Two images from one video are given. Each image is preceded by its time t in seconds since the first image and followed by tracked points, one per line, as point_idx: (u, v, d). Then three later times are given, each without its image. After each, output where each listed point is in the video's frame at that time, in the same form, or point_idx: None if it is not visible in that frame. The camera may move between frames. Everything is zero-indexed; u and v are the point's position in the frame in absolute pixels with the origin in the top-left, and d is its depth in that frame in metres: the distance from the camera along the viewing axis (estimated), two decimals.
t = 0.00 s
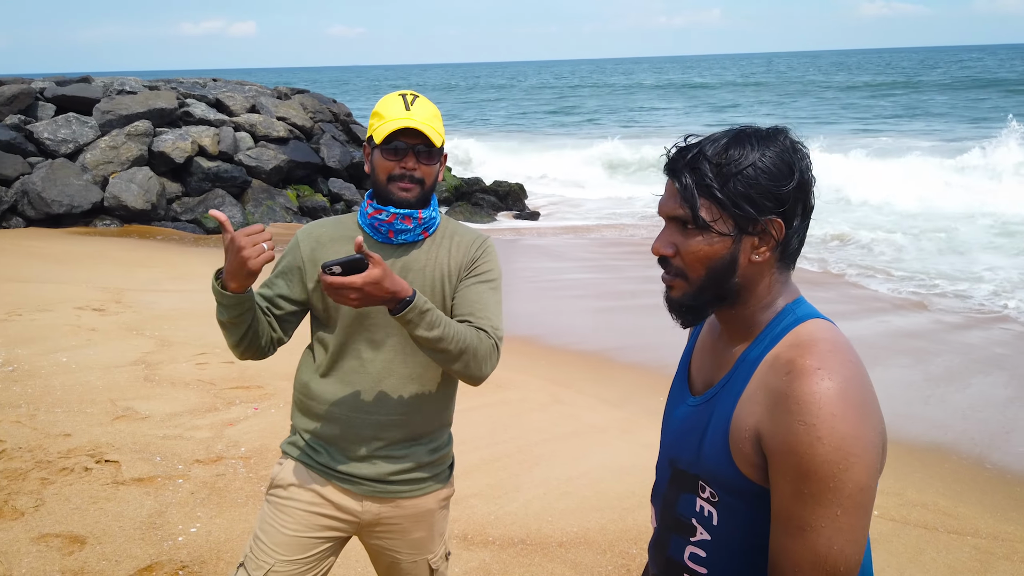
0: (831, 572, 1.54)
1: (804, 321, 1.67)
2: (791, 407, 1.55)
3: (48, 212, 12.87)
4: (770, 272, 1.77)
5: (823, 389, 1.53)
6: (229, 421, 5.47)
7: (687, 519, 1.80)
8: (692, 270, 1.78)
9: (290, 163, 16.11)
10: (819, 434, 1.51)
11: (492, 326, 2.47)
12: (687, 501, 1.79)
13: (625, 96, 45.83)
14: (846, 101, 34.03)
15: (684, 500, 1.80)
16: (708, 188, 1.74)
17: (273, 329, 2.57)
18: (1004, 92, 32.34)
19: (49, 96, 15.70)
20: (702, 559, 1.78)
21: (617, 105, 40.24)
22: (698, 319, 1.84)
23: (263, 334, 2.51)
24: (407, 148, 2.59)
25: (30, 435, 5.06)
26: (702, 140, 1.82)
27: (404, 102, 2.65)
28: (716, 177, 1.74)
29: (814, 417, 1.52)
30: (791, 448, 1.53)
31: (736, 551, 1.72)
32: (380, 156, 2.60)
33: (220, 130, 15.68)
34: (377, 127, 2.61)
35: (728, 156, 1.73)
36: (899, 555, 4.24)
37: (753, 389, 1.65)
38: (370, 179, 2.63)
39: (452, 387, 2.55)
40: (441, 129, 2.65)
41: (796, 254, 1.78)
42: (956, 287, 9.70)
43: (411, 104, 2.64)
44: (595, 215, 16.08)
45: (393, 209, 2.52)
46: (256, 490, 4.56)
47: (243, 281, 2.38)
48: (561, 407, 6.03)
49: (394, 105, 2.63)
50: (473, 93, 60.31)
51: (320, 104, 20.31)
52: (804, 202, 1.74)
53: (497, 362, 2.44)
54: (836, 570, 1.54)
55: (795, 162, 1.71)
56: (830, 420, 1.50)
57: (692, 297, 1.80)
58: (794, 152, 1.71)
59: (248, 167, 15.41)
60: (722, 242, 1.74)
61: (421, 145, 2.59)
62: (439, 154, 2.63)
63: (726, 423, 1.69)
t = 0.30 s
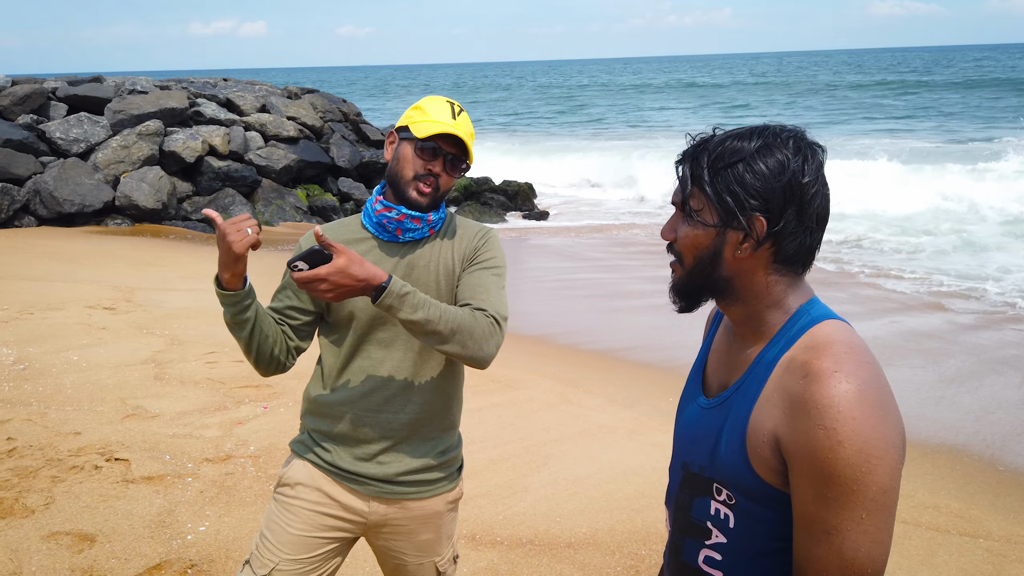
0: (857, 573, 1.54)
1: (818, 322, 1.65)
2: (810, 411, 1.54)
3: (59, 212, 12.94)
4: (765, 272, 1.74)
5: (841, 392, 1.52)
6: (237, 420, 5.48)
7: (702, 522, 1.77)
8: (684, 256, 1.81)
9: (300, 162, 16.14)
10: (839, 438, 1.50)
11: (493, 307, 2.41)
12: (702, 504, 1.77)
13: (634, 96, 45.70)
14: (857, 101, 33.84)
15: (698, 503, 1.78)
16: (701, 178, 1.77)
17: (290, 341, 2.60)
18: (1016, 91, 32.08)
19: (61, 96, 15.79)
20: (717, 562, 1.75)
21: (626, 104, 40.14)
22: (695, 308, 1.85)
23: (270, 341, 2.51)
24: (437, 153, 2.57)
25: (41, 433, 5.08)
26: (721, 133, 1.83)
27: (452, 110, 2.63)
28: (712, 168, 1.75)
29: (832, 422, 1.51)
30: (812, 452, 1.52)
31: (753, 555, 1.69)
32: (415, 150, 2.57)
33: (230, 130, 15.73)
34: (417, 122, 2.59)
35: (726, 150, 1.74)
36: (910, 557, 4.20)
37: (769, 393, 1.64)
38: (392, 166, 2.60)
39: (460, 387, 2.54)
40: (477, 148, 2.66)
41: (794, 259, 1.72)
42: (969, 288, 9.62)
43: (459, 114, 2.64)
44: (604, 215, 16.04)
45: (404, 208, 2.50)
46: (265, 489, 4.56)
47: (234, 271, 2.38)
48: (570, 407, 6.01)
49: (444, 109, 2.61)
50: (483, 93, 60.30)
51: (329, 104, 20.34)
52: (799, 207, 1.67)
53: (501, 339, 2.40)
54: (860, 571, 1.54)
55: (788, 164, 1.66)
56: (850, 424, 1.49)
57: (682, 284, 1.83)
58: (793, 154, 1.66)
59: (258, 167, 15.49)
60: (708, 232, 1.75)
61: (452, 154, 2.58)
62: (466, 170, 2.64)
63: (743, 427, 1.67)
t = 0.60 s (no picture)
0: (862, 565, 1.52)
1: (838, 315, 1.64)
2: (825, 398, 1.53)
3: (65, 212, 12.98)
4: (796, 263, 1.74)
5: (857, 380, 1.51)
6: (242, 419, 5.48)
7: (711, 514, 1.78)
8: (713, 250, 1.78)
9: (304, 162, 16.15)
10: (853, 425, 1.49)
11: (494, 317, 2.40)
12: (711, 496, 1.77)
13: (639, 96, 45.60)
14: (862, 100, 33.68)
15: (707, 496, 1.79)
16: (735, 170, 1.74)
17: (296, 338, 2.60)
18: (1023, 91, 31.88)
19: (67, 96, 15.83)
20: (725, 555, 1.75)
21: (631, 104, 40.05)
22: (722, 303, 1.83)
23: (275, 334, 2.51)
24: (438, 155, 2.56)
25: (46, 432, 5.09)
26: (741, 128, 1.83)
27: (449, 109, 2.63)
28: (742, 159, 1.74)
29: (847, 409, 1.50)
30: (825, 440, 1.51)
31: (761, 548, 1.69)
32: (411, 155, 2.57)
33: (235, 130, 15.75)
34: (414, 125, 2.59)
35: (759, 141, 1.73)
36: (916, 558, 4.18)
37: (785, 382, 1.63)
38: (393, 172, 2.60)
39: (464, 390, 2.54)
40: (476, 146, 2.64)
41: (824, 249, 1.72)
42: (976, 288, 9.56)
43: (454, 114, 2.63)
44: (608, 216, 16.01)
45: (410, 210, 2.50)
46: (269, 489, 4.56)
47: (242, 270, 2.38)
48: (574, 407, 6.00)
49: (438, 111, 2.61)
50: (487, 93, 60.23)
51: (334, 104, 20.35)
52: (836, 196, 1.68)
53: (499, 351, 2.37)
54: (865, 565, 1.52)
55: (822, 154, 1.67)
56: (865, 413, 1.48)
57: (713, 279, 1.79)
58: (826, 144, 1.67)
59: (263, 167, 15.50)
60: (744, 225, 1.72)
61: (454, 154, 2.57)
62: (467, 168, 2.61)
63: (756, 416, 1.67)
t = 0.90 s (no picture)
0: (887, 541, 1.55)
1: (845, 301, 1.71)
2: (845, 376, 1.56)
3: (67, 211, 12.99)
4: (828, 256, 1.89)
5: (874, 358, 1.54)
6: (242, 420, 5.48)
7: (731, 510, 1.80)
8: (786, 252, 1.81)
9: (305, 162, 16.16)
10: (874, 400, 1.52)
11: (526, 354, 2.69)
12: (731, 492, 1.79)
13: (640, 96, 45.55)
14: (864, 100, 33.60)
15: (727, 492, 1.81)
16: (802, 169, 1.81)
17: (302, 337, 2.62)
18: None
19: (68, 96, 15.84)
20: (749, 550, 1.78)
21: (632, 104, 40.03)
22: (772, 311, 1.85)
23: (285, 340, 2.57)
24: (418, 154, 2.57)
25: (46, 432, 5.10)
26: (765, 126, 1.88)
27: (425, 105, 2.63)
28: (807, 157, 1.82)
29: (867, 385, 1.53)
30: (846, 417, 1.54)
31: (785, 538, 1.72)
32: (393, 157, 2.58)
33: (237, 130, 15.75)
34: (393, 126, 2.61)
35: (808, 139, 1.84)
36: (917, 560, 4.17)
37: (801, 367, 1.67)
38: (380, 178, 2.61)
39: (461, 395, 2.54)
40: (458, 139, 2.63)
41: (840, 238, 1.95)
42: (977, 288, 9.54)
43: (433, 109, 2.63)
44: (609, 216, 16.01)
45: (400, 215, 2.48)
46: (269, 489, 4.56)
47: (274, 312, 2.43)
48: (575, 408, 5.99)
49: (416, 109, 2.61)
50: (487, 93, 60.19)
51: (335, 104, 20.35)
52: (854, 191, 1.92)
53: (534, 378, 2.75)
54: (892, 542, 1.55)
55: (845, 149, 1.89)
56: (884, 388, 1.51)
57: (783, 283, 1.81)
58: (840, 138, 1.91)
59: (264, 167, 15.51)
60: (812, 223, 1.82)
61: (435, 149, 2.57)
62: (452, 163, 2.60)
63: (771, 403, 1.70)
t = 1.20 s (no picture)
0: (918, 556, 1.52)
1: (868, 308, 1.68)
2: (867, 385, 1.53)
3: (67, 212, 12.99)
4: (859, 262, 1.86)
5: (898, 366, 1.51)
6: (242, 419, 5.49)
7: (737, 513, 1.81)
8: (829, 265, 1.76)
9: (306, 162, 16.16)
10: (900, 410, 1.48)
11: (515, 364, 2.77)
12: (737, 494, 1.80)
13: (641, 96, 45.52)
14: (863, 100, 33.57)
15: (734, 493, 1.81)
16: (845, 176, 1.76)
17: (296, 341, 2.60)
18: None
19: (68, 97, 15.85)
20: (748, 556, 1.79)
21: (632, 104, 40.04)
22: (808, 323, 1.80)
23: (266, 335, 2.53)
24: (418, 151, 2.56)
25: (46, 432, 5.10)
26: (798, 133, 1.82)
27: (422, 100, 2.62)
28: (846, 164, 1.77)
29: (891, 394, 1.49)
30: (869, 427, 1.51)
31: (790, 546, 1.70)
32: (391, 154, 2.57)
33: (237, 130, 15.76)
34: (391, 123, 2.59)
35: (844, 144, 1.80)
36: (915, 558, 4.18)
37: (821, 372, 1.64)
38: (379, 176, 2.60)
39: (465, 393, 2.55)
40: (456, 132, 2.63)
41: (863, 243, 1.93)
42: (976, 288, 9.54)
43: (429, 103, 2.62)
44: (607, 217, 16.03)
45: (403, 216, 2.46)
46: (269, 489, 4.56)
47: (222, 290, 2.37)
48: (575, 408, 6.00)
49: (412, 104, 2.60)
50: (487, 94, 60.16)
51: (335, 104, 20.34)
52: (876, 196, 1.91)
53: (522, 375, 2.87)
54: (920, 555, 1.52)
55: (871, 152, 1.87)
56: (909, 396, 1.48)
57: (828, 296, 1.75)
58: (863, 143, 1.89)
59: (264, 167, 15.52)
60: (851, 231, 1.79)
61: (435, 146, 2.57)
62: (452, 157, 2.60)
63: (785, 408, 1.67)
